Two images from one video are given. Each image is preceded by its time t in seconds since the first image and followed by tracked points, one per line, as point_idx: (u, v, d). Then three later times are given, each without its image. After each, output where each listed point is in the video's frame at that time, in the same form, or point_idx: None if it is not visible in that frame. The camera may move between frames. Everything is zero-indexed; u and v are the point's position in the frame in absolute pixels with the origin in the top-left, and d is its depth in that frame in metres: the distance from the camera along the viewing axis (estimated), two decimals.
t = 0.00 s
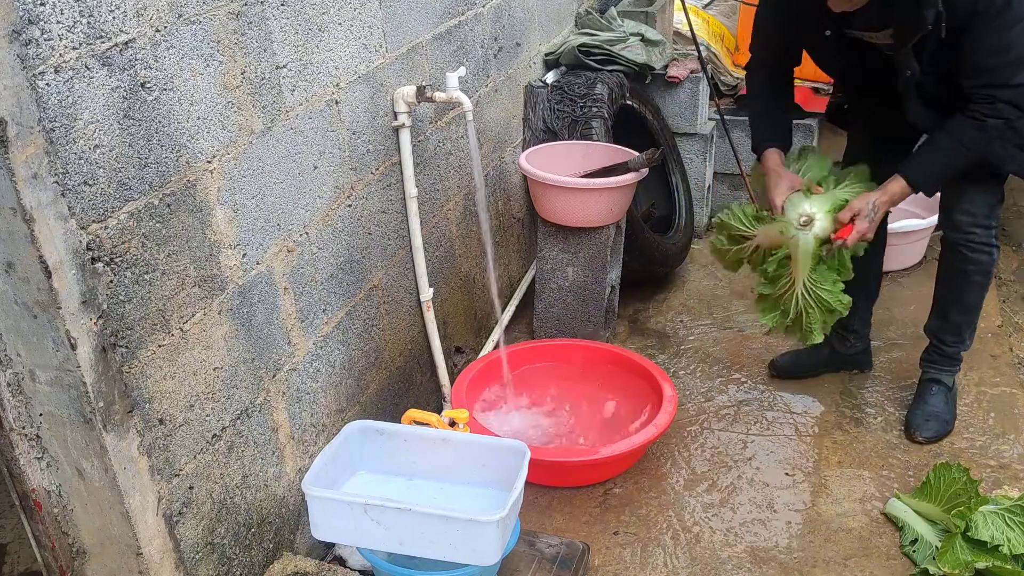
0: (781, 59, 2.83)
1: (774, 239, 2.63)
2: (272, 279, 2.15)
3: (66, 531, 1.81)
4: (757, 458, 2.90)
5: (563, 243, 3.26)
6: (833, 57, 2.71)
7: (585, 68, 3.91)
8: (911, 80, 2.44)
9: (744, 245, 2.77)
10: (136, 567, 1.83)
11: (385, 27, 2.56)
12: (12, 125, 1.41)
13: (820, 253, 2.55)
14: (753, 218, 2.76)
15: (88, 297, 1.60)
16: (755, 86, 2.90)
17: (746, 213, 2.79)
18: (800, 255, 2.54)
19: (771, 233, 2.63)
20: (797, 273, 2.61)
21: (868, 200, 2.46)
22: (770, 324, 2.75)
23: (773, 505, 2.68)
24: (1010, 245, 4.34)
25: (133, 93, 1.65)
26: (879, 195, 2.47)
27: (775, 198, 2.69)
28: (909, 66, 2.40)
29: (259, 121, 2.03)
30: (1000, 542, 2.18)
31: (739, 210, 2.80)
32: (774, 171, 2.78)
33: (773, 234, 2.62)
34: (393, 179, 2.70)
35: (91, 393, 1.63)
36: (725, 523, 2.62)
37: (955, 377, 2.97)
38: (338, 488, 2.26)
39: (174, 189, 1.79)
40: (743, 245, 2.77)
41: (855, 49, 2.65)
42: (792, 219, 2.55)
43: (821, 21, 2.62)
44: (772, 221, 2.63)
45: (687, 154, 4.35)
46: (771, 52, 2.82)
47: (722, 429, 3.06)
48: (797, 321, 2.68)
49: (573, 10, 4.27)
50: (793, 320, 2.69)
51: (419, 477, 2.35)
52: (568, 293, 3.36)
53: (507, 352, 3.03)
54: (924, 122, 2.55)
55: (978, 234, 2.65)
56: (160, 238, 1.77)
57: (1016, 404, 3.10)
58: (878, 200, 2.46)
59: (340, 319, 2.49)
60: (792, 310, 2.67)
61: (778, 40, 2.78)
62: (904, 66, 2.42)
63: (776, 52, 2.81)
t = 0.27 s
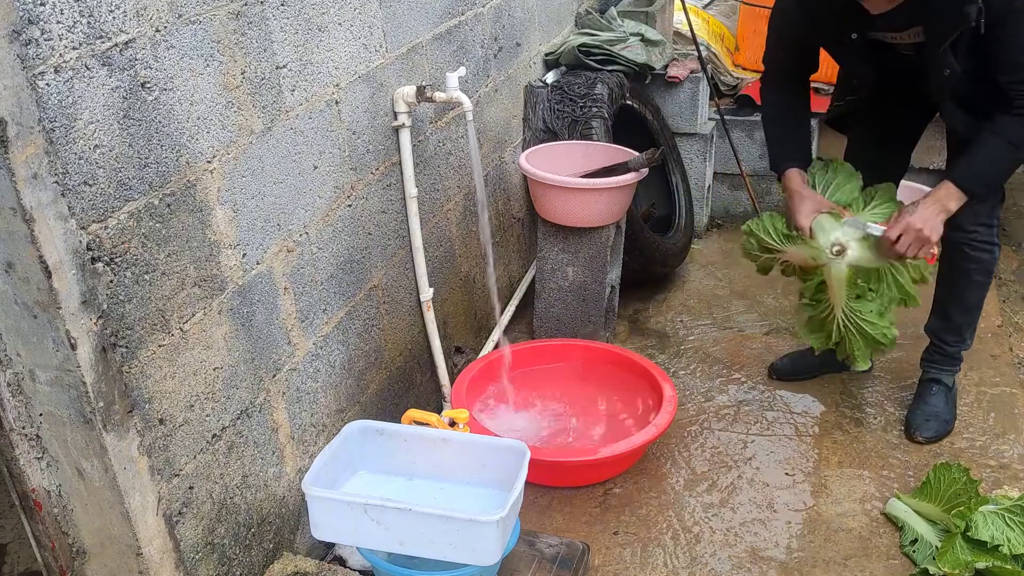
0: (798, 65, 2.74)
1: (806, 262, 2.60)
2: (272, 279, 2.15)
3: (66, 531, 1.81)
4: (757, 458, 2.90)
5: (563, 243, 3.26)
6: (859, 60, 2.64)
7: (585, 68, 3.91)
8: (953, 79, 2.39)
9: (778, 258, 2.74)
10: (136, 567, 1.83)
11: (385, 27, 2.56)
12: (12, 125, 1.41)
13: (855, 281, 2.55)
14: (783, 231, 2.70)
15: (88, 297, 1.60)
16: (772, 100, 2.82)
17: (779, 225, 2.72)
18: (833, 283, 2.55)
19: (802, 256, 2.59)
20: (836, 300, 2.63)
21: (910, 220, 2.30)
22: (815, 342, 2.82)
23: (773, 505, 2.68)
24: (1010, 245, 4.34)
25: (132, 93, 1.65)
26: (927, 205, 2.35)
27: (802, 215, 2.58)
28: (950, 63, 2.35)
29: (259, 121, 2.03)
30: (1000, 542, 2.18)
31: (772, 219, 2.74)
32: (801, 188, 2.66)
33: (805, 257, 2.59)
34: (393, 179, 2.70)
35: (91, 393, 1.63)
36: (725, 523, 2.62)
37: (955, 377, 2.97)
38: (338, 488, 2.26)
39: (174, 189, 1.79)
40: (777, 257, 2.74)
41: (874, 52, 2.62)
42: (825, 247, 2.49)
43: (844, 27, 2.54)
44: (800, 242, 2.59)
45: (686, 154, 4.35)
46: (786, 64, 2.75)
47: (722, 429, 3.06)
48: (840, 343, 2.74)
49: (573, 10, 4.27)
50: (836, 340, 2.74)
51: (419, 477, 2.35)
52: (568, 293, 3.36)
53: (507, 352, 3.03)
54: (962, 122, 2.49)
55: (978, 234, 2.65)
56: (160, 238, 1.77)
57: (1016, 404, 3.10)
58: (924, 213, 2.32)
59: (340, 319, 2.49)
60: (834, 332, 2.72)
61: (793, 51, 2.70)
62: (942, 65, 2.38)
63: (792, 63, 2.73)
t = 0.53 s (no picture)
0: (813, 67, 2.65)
1: (848, 268, 2.43)
2: (272, 279, 2.15)
3: (66, 531, 1.81)
4: (757, 458, 2.90)
5: (563, 243, 3.26)
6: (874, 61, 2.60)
7: (585, 68, 3.91)
8: (977, 80, 2.34)
9: (802, 258, 2.54)
10: (136, 567, 1.83)
11: (384, 27, 2.56)
12: (12, 125, 1.41)
13: (892, 293, 2.46)
14: (819, 230, 2.49)
15: (88, 297, 1.60)
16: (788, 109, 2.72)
17: (812, 224, 2.50)
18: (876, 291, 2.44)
19: (849, 261, 2.41)
20: (861, 310, 2.51)
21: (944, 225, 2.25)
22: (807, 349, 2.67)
23: (773, 505, 2.68)
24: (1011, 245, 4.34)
25: (132, 93, 1.65)
26: (955, 204, 2.29)
27: (845, 221, 2.45)
28: (974, 65, 2.30)
29: (259, 121, 2.03)
30: (1000, 542, 2.18)
31: (800, 217, 2.53)
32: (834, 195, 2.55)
33: (852, 263, 2.41)
34: (393, 179, 2.70)
35: (91, 393, 1.63)
36: (725, 523, 2.62)
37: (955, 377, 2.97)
38: (338, 488, 2.26)
39: (174, 189, 1.79)
40: (803, 258, 2.53)
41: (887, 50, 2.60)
42: (878, 253, 2.38)
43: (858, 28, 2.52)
44: (848, 245, 2.41)
45: (686, 154, 4.35)
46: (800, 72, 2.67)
47: (721, 429, 3.06)
48: (837, 354, 2.63)
49: (573, 10, 4.27)
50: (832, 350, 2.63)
51: (419, 477, 2.35)
52: (568, 293, 3.36)
53: (507, 351, 3.03)
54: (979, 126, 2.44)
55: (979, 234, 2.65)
56: (160, 238, 1.77)
57: (1016, 404, 3.10)
58: (958, 216, 2.27)
59: (340, 319, 2.49)
60: (836, 342, 2.61)
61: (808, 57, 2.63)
62: (967, 67, 2.32)
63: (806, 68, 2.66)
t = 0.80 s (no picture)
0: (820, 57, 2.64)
1: (870, 266, 2.49)
2: (272, 279, 2.15)
3: (66, 531, 1.82)
4: (757, 458, 2.90)
5: (563, 243, 3.26)
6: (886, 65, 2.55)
7: (585, 68, 3.91)
8: (999, 79, 2.31)
9: (823, 256, 2.60)
10: (136, 567, 1.83)
11: (384, 27, 2.56)
12: (12, 124, 1.41)
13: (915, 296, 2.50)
14: (841, 227, 2.56)
15: (88, 297, 1.60)
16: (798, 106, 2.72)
17: (834, 220, 2.57)
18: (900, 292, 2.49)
19: (871, 258, 2.47)
20: (884, 311, 2.56)
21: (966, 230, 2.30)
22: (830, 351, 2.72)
23: (773, 506, 2.68)
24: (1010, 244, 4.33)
25: (132, 93, 1.65)
26: (973, 208, 2.34)
27: (865, 216, 2.51)
28: (997, 62, 2.27)
29: (259, 121, 2.03)
30: (1000, 542, 2.18)
31: (823, 211, 2.59)
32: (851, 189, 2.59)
33: (874, 259, 2.47)
34: (393, 179, 2.70)
35: (91, 393, 1.63)
36: (725, 523, 2.62)
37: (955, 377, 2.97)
38: (338, 489, 2.26)
39: (174, 189, 1.79)
40: (824, 255, 2.60)
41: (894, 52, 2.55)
42: (901, 254, 2.41)
43: (873, 31, 2.47)
44: (871, 242, 2.47)
45: (686, 154, 4.35)
46: (809, 67, 2.68)
47: (721, 429, 3.06)
48: (861, 359, 2.68)
49: (573, 10, 4.27)
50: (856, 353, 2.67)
51: (418, 477, 2.35)
52: (568, 293, 3.36)
53: (507, 351, 3.03)
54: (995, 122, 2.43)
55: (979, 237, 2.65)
56: (160, 238, 1.77)
57: (1016, 404, 3.10)
58: (976, 219, 2.32)
59: (340, 319, 2.49)
60: (860, 346, 2.65)
61: (818, 52, 2.63)
62: (989, 65, 2.29)
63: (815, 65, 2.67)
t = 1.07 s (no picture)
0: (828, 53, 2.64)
1: (895, 250, 2.34)
2: (272, 279, 2.15)
3: (66, 531, 1.82)
4: (757, 458, 2.90)
5: (563, 243, 3.26)
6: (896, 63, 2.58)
7: (585, 68, 3.91)
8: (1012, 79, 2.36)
9: (843, 239, 2.43)
10: (136, 567, 1.83)
11: (384, 27, 2.56)
12: (12, 125, 1.41)
13: (934, 285, 2.36)
14: (867, 209, 2.40)
15: (88, 297, 1.60)
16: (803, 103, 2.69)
17: (859, 201, 2.43)
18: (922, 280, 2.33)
19: (898, 241, 2.33)
20: (901, 299, 2.40)
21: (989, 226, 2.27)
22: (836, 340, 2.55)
23: (773, 506, 2.68)
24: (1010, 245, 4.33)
25: (133, 93, 1.65)
26: (992, 205, 2.32)
27: (890, 203, 2.41)
28: (1010, 60, 2.33)
29: (259, 122, 2.03)
30: (1000, 542, 2.18)
31: (848, 194, 2.44)
32: (865, 177, 2.52)
33: (900, 243, 2.33)
34: (393, 179, 2.70)
35: (91, 393, 1.63)
36: (725, 523, 2.62)
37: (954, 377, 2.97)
38: (338, 489, 2.26)
39: (174, 189, 1.79)
40: (845, 238, 2.43)
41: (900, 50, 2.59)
42: (928, 239, 2.30)
43: (887, 29, 2.50)
44: (898, 226, 2.33)
45: (686, 154, 4.35)
46: (815, 66, 2.68)
47: (721, 429, 3.06)
48: (866, 347, 2.51)
49: (573, 10, 4.27)
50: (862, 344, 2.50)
51: (418, 477, 2.35)
52: (568, 293, 3.36)
53: (507, 351, 3.03)
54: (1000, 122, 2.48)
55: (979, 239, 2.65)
56: (160, 238, 1.77)
57: (1016, 404, 3.10)
58: (997, 215, 2.30)
59: (340, 319, 2.49)
60: (869, 335, 2.48)
61: (823, 50, 2.63)
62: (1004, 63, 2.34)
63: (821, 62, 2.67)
